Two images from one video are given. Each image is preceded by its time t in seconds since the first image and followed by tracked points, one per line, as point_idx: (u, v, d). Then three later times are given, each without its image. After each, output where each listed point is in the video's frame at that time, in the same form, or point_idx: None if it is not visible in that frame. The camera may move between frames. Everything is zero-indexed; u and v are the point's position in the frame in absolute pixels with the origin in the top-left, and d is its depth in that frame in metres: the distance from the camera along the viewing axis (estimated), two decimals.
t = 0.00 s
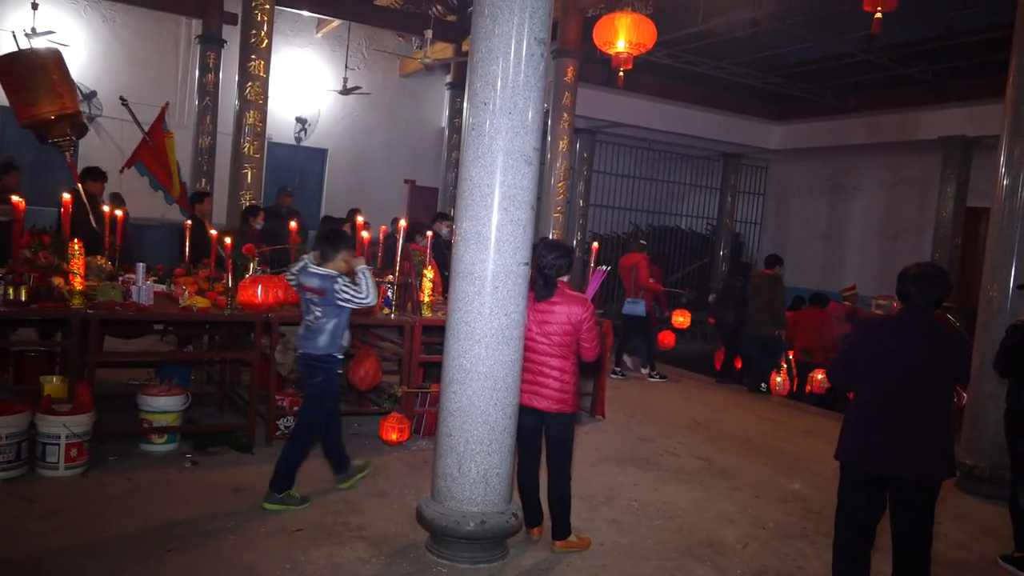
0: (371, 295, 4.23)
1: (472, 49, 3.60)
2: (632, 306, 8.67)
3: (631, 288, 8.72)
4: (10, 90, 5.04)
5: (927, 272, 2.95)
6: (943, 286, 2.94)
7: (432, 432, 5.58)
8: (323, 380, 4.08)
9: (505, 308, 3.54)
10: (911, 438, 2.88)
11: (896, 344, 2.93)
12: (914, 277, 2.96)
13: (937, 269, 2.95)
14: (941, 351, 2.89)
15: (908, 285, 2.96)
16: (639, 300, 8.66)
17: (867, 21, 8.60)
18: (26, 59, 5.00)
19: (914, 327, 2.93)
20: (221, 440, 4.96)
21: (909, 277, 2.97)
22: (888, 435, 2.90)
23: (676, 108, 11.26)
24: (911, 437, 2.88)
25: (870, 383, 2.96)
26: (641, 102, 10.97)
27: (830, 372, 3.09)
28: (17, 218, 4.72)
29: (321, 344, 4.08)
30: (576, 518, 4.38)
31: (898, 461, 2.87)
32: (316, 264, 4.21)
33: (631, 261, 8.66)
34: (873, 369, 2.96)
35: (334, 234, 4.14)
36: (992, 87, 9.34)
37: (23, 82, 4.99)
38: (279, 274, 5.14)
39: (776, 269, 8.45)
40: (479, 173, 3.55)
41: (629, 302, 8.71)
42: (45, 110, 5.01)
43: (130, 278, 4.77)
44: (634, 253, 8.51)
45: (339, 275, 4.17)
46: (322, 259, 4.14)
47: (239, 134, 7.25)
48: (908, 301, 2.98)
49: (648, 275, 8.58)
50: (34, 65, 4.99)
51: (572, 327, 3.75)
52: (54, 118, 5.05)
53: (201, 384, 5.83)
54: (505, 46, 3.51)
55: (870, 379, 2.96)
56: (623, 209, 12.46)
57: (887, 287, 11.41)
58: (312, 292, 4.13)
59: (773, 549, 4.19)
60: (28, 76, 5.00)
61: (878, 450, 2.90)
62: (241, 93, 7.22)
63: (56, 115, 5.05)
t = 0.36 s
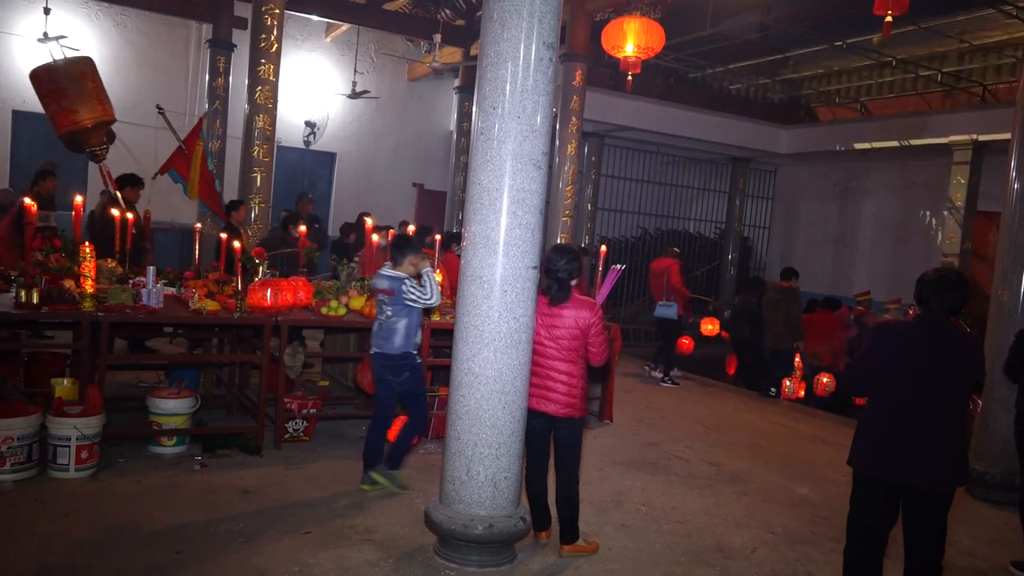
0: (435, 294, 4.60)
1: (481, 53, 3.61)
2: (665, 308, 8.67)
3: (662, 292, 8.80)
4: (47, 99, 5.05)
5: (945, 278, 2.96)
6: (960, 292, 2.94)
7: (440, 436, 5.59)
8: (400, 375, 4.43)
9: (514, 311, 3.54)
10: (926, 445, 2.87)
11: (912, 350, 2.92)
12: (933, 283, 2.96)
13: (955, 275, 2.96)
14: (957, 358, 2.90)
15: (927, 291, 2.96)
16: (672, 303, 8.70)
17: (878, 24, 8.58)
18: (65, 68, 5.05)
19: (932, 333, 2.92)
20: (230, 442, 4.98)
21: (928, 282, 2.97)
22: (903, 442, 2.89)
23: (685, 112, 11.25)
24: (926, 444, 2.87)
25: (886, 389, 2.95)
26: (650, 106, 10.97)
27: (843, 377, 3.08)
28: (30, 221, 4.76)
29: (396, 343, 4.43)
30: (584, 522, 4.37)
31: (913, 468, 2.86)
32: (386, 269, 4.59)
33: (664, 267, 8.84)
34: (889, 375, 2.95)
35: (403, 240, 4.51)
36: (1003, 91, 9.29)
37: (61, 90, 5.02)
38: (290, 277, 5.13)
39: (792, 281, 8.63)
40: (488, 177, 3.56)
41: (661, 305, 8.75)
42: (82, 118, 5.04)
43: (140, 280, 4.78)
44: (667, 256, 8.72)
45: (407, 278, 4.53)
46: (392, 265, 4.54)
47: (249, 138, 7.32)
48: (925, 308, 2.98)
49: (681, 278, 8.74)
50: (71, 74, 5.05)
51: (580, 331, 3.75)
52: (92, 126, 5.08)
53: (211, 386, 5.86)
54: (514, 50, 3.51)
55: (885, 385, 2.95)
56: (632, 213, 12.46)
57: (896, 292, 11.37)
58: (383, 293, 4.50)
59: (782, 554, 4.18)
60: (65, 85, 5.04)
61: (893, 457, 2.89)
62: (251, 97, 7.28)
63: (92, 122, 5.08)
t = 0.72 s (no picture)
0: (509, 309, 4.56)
1: (489, 59, 3.62)
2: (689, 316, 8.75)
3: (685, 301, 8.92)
4: (80, 109, 5.07)
5: (955, 283, 2.96)
6: (969, 298, 2.93)
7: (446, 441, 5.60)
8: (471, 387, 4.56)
9: (521, 317, 3.55)
10: (939, 452, 2.86)
11: (923, 356, 2.91)
12: (943, 289, 2.95)
13: (964, 280, 2.95)
14: (967, 365, 2.89)
15: (936, 296, 2.96)
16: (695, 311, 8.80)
17: (884, 29, 8.59)
18: (98, 77, 5.08)
19: (943, 340, 2.91)
20: (236, 447, 4.98)
21: (938, 288, 2.97)
22: (915, 449, 2.88)
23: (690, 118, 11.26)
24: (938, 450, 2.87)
25: (896, 396, 2.95)
26: (656, 112, 10.98)
27: (853, 382, 3.07)
28: (38, 226, 4.78)
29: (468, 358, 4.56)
30: (590, 528, 4.37)
31: (925, 475, 2.85)
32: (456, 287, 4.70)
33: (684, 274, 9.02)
34: (899, 382, 2.94)
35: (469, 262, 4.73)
36: (1010, 97, 9.27)
37: (95, 99, 5.05)
38: (296, 282, 5.16)
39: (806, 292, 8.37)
40: (495, 182, 3.57)
41: (684, 313, 8.82)
42: (117, 125, 5.08)
43: (148, 285, 4.81)
44: (688, 263, 8.91)
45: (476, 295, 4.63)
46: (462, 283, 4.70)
47: (256, 144, 7.39)
48: (935, 314, 2.97)
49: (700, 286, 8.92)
50: (104, 83, 5.09)
51: (587, 337, 3.75)
52: (125, 133, 5.12)
53: (218, 391, 5.88)
54: (522, 56, 3.53)
55: (895, 391, 2.95)
56: (638, 219, 12.46)
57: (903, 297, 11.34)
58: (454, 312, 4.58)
59: (789, 561, 4.17)
60: (99, 93, 5.08)
61: (904, 465, 2.88)
62: (259, 103, 7.34)
63: (126, 129, 5.12)
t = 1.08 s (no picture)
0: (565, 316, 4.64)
1: (495, 65, 3.63)
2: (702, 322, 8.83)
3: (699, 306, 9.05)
4: (115, 117, 5.16)
5: (959, 287, 2.96)
6: (974, 302, 2.93)
7: (453, 447, 5.60)
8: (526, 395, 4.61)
9: (528, 322, 3.55)
10: (946, 456, 2.85)
11: (929, 361, 2.91)
12: (946, 294, 2.96)
13: (968, 284, 2.96)
14: (973, 369, 2.89)
15: (941, 301, 2.96)
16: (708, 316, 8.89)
17: (890, 34, 8.59)
18: (134, 86, 5.16)
19: (949, 345, 2.91)
20: (244, 453, 4.99)
21: (943, 293, 2.97)
22: (923, 454, 2.87)
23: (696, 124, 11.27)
24: (945, 455, 2.85)
25: (903, 401, 2.94)
26: (661, 117, 10.99)
27: (860, 388, 3.07)
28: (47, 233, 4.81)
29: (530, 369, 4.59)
30: (597, 535, 4.35)
31: (932, 480, 2.84)
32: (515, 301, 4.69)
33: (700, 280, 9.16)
34: (906, 387, 2.94)
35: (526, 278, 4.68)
36: (1016, 101, 9.26)
37: (131, 108, 5.15)
38: (303, 288, 5.17)
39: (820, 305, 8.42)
40: (501, 188, 3.57)
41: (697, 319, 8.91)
42: (152, 135, 5.22)
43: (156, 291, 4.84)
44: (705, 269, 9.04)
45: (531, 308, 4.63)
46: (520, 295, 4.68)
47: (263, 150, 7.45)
48: (940, 318, 2.97)
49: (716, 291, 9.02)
50: (140, 92, 5.18)
51: (594, 342, 3.76)
52: (160, 143, 5.28)
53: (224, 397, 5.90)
54: (528, 63, 3.54)
55: (902, 396, 2.94)
56: (643, 224, 12.46)
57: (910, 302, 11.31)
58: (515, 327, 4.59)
59: (796, 567, 4.15)
60: (134, 103, 5.17)
61: (912, 469, 2.87)
62: (265, 110, 7.38)
63: (161, 140, 5.27)
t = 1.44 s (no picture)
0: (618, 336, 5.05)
1: (506, 69, 3.64)
2: (715, 322, 8.85)
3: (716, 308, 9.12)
4: (158, 126, 5.28)
5: (969, 290, 2.94)
6: (985, 305, 2.92)
7: (464, 451, 5.60)
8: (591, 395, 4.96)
9: (539, 326, 3.55)
10: (958, 461, 2.83)
11: (940, 364, 2.90)
12: (957, 297, 2.94)
13: (978, 287, 2.94)
14: (985, 373, 2.86)
15: (951, 303, 2.95)
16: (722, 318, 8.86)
17: (901, 36, 8.56)
18: (177, 96, 5.28)
19: (961, 348, 2.89)
20: (257, 456, 5.01)
21: (953, 296, 2.95)
22: (934, 458, 2.85)
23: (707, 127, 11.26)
24: (958, 459, 2.84)
25: (914, 404, 2.93)
26: (672, 120, 10.99)
27: (871, 392, 3.06)
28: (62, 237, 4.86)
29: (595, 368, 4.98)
30: (609, 539, 4.34)
31: (944, 484, 2.82)
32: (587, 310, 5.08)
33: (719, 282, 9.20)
34: (916, 390, 2.93)
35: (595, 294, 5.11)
36: None
37: (175, 118, 5.28)
38: (314, 293, 5.20)
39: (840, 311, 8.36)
40: (512, 192, 3.58)
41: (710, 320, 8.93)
42: (195, 144, 5.35)
43: (168, 295, 4.85)
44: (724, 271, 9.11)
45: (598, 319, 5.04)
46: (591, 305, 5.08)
47: (275, 156, 7.51)
48: (951, 321, 2.96)
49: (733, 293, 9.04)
50: (184, 102, 5.31)
51: (605, 345, 3.76)
52: (202, 151, 5.41)
53: (237, 400, 5.93)
54: (539, 67, 3.54)
55: (914, 398, 2.93)
56: (654, 227, 12.44)
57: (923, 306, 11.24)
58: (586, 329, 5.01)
59: (809, 572, 4.13)
60: (178, 112, 5.30)
61: (924, 474, 2.85)
62: (277, 115, 7.42)
63: (204, 148, 5.41)
